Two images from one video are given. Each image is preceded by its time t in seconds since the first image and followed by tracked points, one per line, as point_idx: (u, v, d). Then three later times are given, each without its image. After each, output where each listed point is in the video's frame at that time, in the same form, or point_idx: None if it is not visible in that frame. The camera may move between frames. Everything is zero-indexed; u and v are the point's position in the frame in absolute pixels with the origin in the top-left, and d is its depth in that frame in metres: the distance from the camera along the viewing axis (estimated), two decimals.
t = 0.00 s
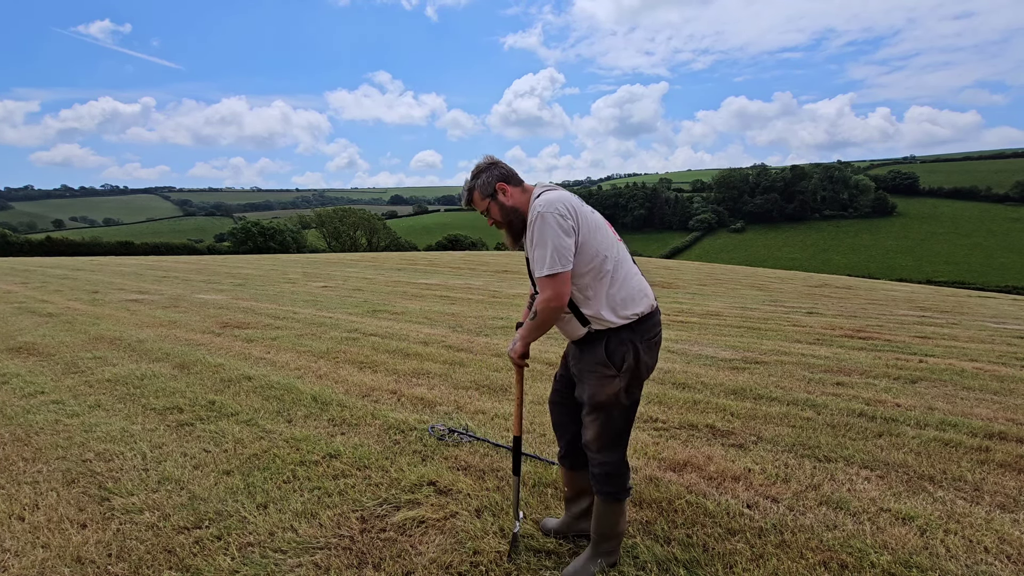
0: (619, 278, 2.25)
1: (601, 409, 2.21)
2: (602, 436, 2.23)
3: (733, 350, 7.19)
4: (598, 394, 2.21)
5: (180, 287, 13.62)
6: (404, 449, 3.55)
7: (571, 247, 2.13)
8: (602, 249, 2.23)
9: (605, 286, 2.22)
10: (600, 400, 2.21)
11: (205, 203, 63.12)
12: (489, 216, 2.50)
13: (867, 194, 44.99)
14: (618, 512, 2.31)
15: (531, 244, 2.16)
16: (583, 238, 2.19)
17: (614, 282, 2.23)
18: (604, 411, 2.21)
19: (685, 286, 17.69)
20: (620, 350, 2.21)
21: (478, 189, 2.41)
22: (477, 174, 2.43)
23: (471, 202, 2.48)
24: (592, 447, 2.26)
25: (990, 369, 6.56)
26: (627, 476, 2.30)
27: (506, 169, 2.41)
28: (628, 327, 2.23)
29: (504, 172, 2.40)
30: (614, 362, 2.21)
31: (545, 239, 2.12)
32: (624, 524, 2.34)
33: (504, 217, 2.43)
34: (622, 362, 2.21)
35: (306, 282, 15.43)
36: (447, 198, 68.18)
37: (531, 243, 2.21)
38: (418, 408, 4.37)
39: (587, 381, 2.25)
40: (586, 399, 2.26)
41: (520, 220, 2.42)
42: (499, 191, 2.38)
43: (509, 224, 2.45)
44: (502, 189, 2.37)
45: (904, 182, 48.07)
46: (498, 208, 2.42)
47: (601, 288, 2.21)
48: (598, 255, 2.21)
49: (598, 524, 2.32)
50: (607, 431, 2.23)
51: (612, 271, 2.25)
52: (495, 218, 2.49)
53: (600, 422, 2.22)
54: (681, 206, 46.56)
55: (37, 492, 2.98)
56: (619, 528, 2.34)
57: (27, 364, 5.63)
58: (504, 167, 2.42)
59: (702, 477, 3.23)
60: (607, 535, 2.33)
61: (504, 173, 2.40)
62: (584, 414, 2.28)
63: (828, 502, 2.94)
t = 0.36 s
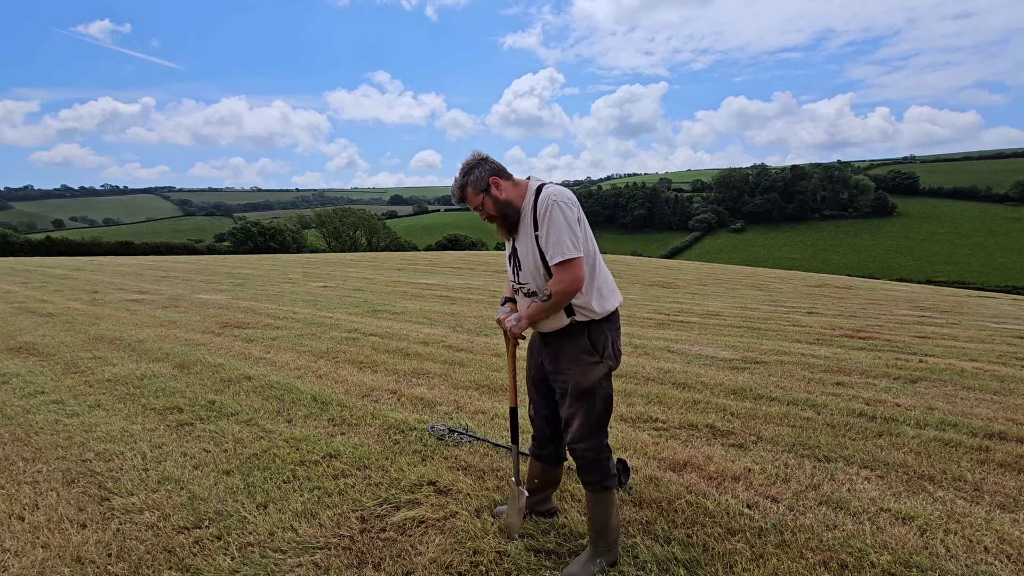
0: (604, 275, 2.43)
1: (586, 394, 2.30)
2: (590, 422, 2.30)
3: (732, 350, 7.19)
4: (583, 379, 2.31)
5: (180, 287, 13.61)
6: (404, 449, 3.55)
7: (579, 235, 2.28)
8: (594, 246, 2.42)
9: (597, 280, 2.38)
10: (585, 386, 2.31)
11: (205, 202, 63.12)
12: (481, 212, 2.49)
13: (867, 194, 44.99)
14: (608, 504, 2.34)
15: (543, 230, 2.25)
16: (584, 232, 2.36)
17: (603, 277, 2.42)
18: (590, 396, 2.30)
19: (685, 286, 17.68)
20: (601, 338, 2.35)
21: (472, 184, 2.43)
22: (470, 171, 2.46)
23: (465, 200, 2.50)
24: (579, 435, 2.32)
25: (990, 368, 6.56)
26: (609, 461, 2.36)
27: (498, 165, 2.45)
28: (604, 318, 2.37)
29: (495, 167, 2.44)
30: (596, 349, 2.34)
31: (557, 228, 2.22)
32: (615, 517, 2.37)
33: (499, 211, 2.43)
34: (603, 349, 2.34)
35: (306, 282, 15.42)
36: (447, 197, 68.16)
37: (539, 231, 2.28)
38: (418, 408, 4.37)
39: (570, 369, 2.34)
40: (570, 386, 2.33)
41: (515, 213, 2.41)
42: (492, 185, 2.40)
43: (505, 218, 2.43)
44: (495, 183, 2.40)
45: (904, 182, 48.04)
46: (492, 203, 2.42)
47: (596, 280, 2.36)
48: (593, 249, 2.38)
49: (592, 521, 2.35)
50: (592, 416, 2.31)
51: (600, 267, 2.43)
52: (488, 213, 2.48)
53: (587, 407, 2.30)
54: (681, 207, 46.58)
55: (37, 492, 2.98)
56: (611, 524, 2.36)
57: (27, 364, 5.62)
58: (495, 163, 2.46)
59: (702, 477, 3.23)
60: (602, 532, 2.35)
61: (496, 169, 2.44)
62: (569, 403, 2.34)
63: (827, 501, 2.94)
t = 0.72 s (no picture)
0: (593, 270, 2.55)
1: (584, 382, 2.41)
2: (585, 409, 2.43)
3: (732, 350, 7.19)
4: (580, 368, 2.41)
5: (180, 287, 13.63)
6: (404, 449, 3.55)
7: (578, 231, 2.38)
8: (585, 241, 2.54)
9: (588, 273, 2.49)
10: (582, 374, 2.41)
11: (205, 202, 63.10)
12: (473, 208, 2.47)
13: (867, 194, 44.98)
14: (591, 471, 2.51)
15: (546, 224, 2.32)
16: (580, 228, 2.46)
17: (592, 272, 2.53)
18: (585, 385, 2.42)
19: (685, 286, 17.68)
20: (591, 327, 2.48)
21: (468, 179, 2.40)
22: (466, 167, 2.44)
23: (459, 195, 2.47)
24: (577, 421, 2.41)
25: (990, 369, 6.56)
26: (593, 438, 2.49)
27: (491, 162, 2.46)
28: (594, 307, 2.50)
29: (491, 164, 2.44)
30: (590, 339, 2.45)
31: (561, 221, 2.31)
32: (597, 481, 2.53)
33: (494, 208, 2.42)
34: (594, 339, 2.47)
35: (306, 282, 15.43)
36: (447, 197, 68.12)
37: (541, 225, 2.34)
38: (418, 408, 4.37)
39: (566, 358, 2.42)
40: (568, 375, 2.41)
41: (510, 209, 2.43)
42: (488, 182, 2.40)
43: (498, 215, 2.44)
44: (491, 179, 2.40)
45: (904, 182, 48.01)
46: (488, 199, 2.41)
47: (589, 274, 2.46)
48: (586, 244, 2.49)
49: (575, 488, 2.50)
50: (587, 403, 2.44)
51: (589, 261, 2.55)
52: (481, 209, 2.46)
53: (583, 397, 2.41)
54: (681, 207, 46.57)
55: (37, 492, 2.98)
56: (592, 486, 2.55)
57: (27, 364, 5.62)
58: (491, 161, 2.47)
59: (702, 477, 3.23)
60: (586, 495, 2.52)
61: (492, 166, 2.45)
62: (565, 391, 2.41)
63: (827, 501, 2.94)
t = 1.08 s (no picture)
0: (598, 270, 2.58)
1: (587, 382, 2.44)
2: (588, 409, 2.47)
3: (733, 350, 7.19)
4: (584, 367, 2.44)
5: (180, 287, 13.61)
6: (404, 449, 3.55)
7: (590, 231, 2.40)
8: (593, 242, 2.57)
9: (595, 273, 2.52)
10: (587, 373, 2.44)
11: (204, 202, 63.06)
12: (489, 202, 2.43)
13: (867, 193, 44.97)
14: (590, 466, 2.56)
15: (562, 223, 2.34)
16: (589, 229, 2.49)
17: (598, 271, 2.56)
18: (589, 384, 2.45)
19: (686, 286, 17.67)
20: (593, 326, 2.50)
21: (487, 172, 2.36)
22: (485, 160, 2.40)
23: (475, 186, 2.41)
24: (582, 419, 2.45)
25: (990, 369, 6.56)
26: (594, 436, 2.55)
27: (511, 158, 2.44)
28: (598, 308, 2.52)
29: (511, 160, 2.42)
30: (592, 338, 2.48)
31: (575, 221, 2.34)
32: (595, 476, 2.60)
33: (511, 204, 2.40)
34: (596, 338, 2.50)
35: (306, 282, 15.42)
36: (447, 197, 68.12)
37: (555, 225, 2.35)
38: (418, 408, 4.37)
39: (570, 358, 2.43)
40: (573, 376, 2.43)
41: (526, 206, 2.42)
42: (507, 177, 2.37)
43: (513, 212, 2.41)
44: (511, 175, 2.38)
45: (904, 182, 47.98)
46: (506, 194, 2.38)
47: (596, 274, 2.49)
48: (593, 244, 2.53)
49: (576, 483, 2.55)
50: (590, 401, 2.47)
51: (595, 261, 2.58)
52: (496, 203, 2.43)
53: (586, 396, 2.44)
54: (681, 206, 46.56)
55: (37, 492, 2.98)
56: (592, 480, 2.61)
57: (27, 364, 5.62)
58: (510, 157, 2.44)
59: (702, 477, 3.23)
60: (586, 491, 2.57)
61: (511, 162, 2.43)
62: (569, 390, 2.44)
63: (827, 501, 2.94)
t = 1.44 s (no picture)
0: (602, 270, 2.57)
1: (582, 381, 2.45)
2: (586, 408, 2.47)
3: (733, 350, 7.18)
4: (580, 366, 2.44)
5: (180, 287, 13.60)
6: (404, 448, 3.55)
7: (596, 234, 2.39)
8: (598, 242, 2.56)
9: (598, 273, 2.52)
10: (583, 373, 2.44)
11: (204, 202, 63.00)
12: (501, 191, 2.41)
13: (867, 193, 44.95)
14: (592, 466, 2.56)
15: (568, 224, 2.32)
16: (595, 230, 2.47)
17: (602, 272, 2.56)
18: (585, 382, 2.46)
19: (686, 285, 17.66)
20: (594, 329, 2.50)
21: (504, 161, 2.37)
22: (503, 150, 2.41)
23: (490, 174, 2.39)
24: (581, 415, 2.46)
25: (990, 368, 6.55)
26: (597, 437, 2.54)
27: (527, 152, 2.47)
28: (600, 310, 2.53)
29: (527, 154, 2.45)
30: (592, 339, 2.48)
31: (580, 223, 2.32)
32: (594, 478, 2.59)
33: (523, 196, 2.40)
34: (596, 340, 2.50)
35: (306, 282, 15.40)
36: (447, 197, 68.11)
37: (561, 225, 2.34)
38: (418, 408, 4.37)
39: (568, 355, 2.44)
40: (569, 373, 2.44)
41: (536, 202, 2.42)
42: (523, 169, 2.39)
43: (524, 204, 2.41)
44: (526, 168, 2.40)
45: (904, 182, 47.95)
46: (520, 185, 2.39)
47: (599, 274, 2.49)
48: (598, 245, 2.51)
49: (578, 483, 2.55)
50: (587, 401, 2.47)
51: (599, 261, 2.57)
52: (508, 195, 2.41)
53: (582, 395, 2.45)
54: (681, 206, 46.55)
55: (37, 491, 2.98)
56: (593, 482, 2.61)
57: (26, 364, 5.61)
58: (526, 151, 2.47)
59: (702, 477, 3.23)
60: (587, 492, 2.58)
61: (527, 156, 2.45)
62: (566, 389, 2.45)
63: (827, 501, 2.94)
